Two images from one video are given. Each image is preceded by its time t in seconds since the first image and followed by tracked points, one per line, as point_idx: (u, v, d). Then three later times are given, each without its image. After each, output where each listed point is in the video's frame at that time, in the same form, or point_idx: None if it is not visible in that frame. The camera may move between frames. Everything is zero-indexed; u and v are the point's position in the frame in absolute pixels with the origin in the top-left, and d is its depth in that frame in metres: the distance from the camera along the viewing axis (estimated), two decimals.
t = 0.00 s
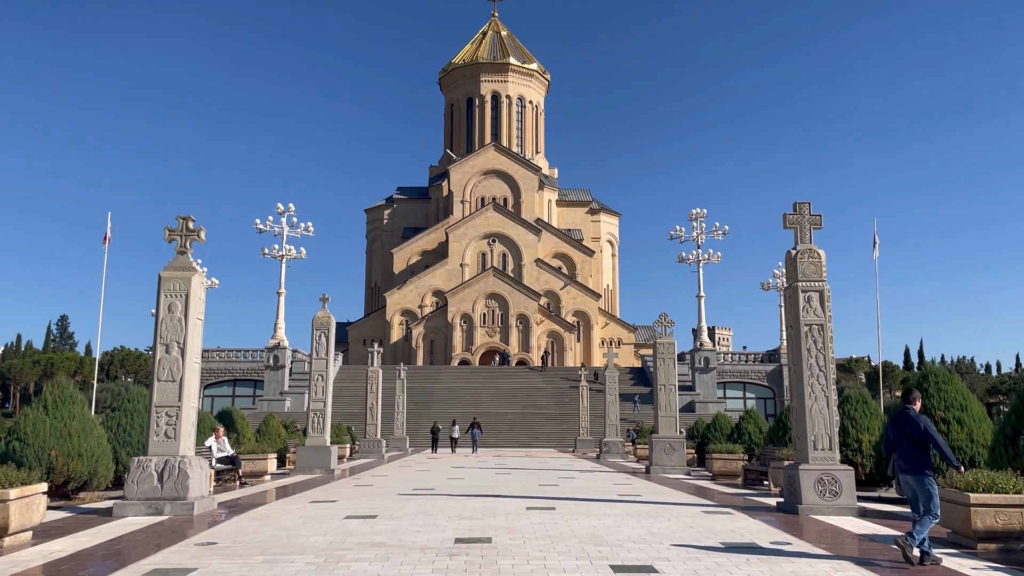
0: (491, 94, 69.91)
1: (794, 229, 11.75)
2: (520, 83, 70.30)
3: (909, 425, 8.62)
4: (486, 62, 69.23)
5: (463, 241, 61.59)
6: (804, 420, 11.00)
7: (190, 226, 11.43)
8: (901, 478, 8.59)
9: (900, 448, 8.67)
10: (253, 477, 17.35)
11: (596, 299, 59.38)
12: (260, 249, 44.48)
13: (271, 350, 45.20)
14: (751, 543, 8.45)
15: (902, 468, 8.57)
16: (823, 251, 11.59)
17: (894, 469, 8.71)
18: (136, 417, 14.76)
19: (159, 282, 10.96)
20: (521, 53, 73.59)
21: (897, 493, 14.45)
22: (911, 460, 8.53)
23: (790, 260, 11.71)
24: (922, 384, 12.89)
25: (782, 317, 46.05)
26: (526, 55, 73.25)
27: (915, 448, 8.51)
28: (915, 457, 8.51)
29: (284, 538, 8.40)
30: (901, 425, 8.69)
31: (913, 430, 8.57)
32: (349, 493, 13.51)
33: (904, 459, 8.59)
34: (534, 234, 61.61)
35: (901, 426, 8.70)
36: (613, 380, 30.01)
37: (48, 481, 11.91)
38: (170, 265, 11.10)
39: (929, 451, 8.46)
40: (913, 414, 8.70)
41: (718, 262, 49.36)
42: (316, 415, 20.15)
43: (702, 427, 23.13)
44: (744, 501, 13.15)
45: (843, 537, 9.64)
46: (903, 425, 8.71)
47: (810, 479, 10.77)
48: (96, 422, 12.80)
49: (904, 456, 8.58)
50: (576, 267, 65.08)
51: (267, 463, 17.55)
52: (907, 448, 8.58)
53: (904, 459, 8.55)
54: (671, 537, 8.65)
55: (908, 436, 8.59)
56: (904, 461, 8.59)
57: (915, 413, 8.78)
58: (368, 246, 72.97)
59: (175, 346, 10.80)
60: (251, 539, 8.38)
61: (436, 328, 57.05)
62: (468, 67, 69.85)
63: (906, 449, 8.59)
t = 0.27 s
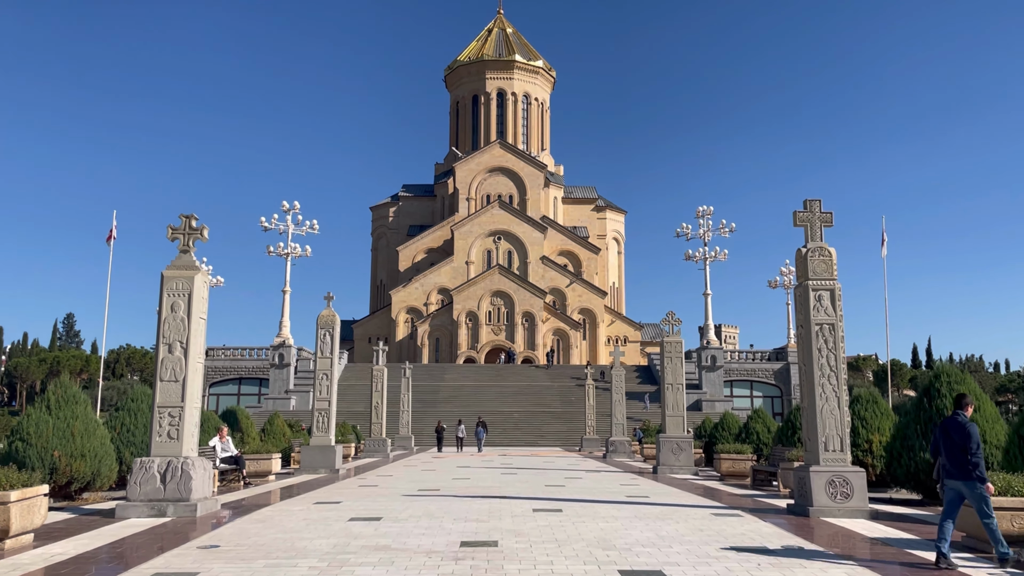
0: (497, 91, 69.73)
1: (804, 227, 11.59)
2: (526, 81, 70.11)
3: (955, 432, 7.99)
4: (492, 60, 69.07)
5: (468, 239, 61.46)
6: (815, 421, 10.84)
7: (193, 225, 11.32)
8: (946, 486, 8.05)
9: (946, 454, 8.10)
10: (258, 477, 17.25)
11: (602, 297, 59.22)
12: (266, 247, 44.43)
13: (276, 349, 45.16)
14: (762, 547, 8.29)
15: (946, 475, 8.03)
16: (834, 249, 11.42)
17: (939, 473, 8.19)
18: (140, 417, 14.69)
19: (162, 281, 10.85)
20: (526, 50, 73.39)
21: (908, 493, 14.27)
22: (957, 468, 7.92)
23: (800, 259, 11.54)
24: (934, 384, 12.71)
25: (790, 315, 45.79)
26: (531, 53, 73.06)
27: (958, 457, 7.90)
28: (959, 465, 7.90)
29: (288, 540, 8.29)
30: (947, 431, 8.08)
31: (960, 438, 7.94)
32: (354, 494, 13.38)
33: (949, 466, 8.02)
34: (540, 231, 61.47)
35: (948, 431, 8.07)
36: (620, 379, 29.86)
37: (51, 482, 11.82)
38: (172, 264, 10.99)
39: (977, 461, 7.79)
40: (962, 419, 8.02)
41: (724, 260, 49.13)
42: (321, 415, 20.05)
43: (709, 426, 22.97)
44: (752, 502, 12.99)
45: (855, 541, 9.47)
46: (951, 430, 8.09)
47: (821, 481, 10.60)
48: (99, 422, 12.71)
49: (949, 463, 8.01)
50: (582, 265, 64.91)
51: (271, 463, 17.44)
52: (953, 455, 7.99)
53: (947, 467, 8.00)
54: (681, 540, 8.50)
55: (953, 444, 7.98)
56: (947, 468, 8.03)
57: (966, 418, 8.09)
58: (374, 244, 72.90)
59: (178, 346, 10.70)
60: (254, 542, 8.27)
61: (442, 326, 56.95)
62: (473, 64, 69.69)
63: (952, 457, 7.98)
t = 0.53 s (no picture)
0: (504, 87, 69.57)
1: (815, 221, 11.45)
2: (533, 76, 69.91)
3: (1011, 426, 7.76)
4: (499, 55, 68.89)
5: (476, 235, 61.37)
6: (826, 418, 10.70)
7: (198, 220, 11.25)
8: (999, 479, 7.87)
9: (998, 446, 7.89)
10: (264, 473, 17.21)
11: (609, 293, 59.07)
12: (274, 243, 44.46)
13: (284, 344, 45.19)
14: (773, 545, 8.15)
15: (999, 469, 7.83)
16: (845, 244, 11.27)
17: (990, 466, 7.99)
18: (146, 412, 14.68)
19: (167, 276, 10.78)
20: (534, 46, 73.18)
21: (920, 490, 14.12)
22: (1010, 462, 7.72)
23: (811, 253, 11.40)
24: (947, 381, 12.54)
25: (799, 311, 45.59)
26: (539, 48, 72.85)
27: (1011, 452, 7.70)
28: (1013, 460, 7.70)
29: (292, 537, 8.21)
30: (1002, 425, 7.85)
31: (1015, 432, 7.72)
32: (359, 489, 13.31)
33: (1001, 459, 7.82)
34: (548, 227, 61.32)
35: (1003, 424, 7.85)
36: (627, 375, 29.73)
37: (57, 477, 11.78)
38: (178, 258, 10.92)
39: None
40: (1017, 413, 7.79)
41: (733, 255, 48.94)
42: (328, 410, 20.00)
43: (718, 422, 22.82)
44: (763, 499, 12.86)
45: (867, 539, 9.33)
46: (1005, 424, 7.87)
47: (833, 479, 10.47)
48: (105, 419, 12.66)
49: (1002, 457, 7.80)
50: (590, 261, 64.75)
51: (278, 459, 17.38)
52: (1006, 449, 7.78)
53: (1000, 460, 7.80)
54: (689, 538, 8.38)
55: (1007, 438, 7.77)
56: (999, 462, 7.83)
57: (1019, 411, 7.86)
58: (381, 240, 72.90)
59: (183, 341, 10.64)
60: (258, 539, 8.19)
61: (450, 322, 56.90)
62: (481, 60, 69.52)
63: (1005, 451, 7.78)
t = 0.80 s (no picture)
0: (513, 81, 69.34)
1: (828, 213, 11.29)
2: (542, 70, 69.65)
3: None
4: (508, 49, 68.68)
5: (484, 229, 61.26)
6: (838, 412, 10.55)
7: (204, 211, 11.18)
8: None
9: None
10: (272, 466, 17.16)
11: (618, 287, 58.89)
12: (283, 237, 44.49)
13: (294, 338, 45.25)
14: (784, 542, 8.01)
15: None
16: (858, 236, 11.10)
17: None
18: (153, 405, 14.65)
19: (173, 268, 10.71)
20: (543, 40, 72.92)
21: (933, 486, 13.93)
22: None
23: (824, 245, 11.24)
24: (961, 375, 12.37)
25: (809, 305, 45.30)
26: (548, 42, 72.59)
27: None
28: None
29: (298, 532, 8.13)
30: None
31: None
32: (367, 483, 13.24)
33: None
34: (556, 221, 61.16)
35: None
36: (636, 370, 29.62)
37: (63, 470, 11.76)
38: (184, 250, 10.85)
39: None
40: None
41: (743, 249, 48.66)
42: (336, 403, 19.95)
43: (727, 417, 22.68)
44: (773, 494, 12.72)
45: (880, 536, 9.17)
46: None
47: (845, 474, 10.33)
48: (112, 411, 12.63)
49: None
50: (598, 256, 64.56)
51: (286, 452, 17.34)
52: None
53: None
54: (699, 534, 8.24)
55: None
56: None
57: None
58: (390, 234, 72.90)
59: (188, 333, 10.56)
60: (263, 533, 8.11)
61: (458, 316, 56.84)
62: (490, 54, 69.32)
63: None
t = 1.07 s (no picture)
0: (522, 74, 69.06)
1: (841, 205, 11.12)
2: (551, 63, 69.33)
3: None
4: (516, 42, 68.38)
5: (492, 223, 61.11)
6: (850, 409, 10.37)
7: (207, 204, 11.07)
8: None
9: None
10: (279, 459, 17.09)
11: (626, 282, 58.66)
12: (291, 231, 44.46)
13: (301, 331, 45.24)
14: (794, 540, 7.85)
15: None
16: (872, 229, 10.92)
17: None
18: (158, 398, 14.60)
19: (176, 261, 10.61)
20: (552, 32, 72.58)
21: (946, 483, 13.74)
22: None
23: (836, 238, 11.05)
24: (975, 370, 12.17)
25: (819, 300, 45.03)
26: (557, 35, 72.24)
27: None
28: None
29: (300, 527, 8.03)
30: None
31: None
32: (372, 477, 13.15)
33: None
34: (564, 215, 60.93)
35: None
36: (644, 364, 29.43)
37: (67, 463, 11.70)
38: (187, 242, 10.75)
39: None
40: None
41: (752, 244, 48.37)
42: (342, 397, 19.85)
43: (736, 412, 22.51)
44: (782, 491, 12.56)
45: (892, 534, 9.00)
46: None
47: (857, 471, 10.16)
48: (117, 404, 12.55)
49: None
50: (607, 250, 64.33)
51: (292, 445, 17.25)
52: None
53: None
54: (707, 532, 8.10)
55: None
56: None
57: None
58: (398, 228, 72.84)
59: (192, 326, 10.46)
60: (264, 528, 8.01)
61: (465, 310, 56.74)
62: (498, 47, 69.04)
63: None
